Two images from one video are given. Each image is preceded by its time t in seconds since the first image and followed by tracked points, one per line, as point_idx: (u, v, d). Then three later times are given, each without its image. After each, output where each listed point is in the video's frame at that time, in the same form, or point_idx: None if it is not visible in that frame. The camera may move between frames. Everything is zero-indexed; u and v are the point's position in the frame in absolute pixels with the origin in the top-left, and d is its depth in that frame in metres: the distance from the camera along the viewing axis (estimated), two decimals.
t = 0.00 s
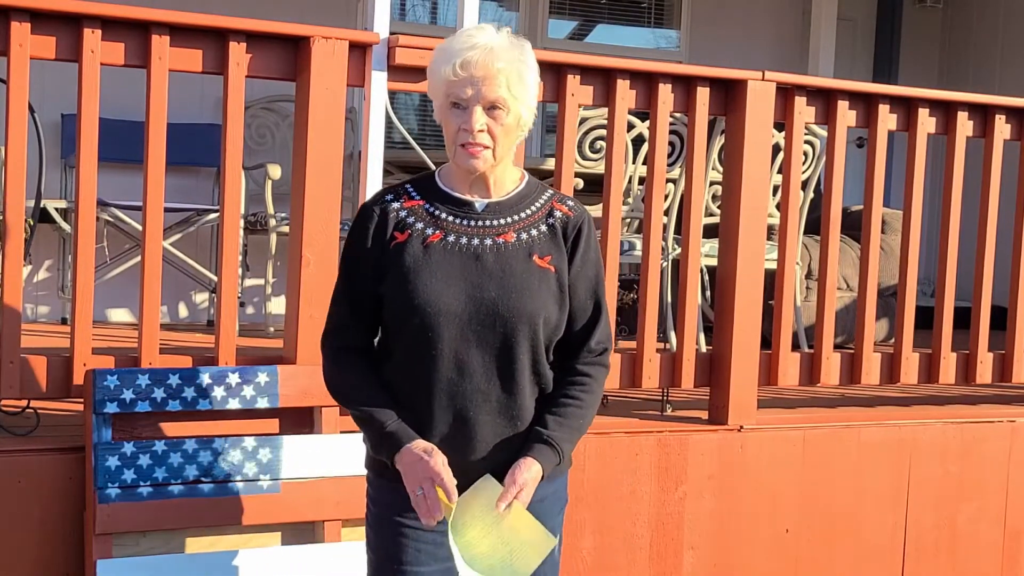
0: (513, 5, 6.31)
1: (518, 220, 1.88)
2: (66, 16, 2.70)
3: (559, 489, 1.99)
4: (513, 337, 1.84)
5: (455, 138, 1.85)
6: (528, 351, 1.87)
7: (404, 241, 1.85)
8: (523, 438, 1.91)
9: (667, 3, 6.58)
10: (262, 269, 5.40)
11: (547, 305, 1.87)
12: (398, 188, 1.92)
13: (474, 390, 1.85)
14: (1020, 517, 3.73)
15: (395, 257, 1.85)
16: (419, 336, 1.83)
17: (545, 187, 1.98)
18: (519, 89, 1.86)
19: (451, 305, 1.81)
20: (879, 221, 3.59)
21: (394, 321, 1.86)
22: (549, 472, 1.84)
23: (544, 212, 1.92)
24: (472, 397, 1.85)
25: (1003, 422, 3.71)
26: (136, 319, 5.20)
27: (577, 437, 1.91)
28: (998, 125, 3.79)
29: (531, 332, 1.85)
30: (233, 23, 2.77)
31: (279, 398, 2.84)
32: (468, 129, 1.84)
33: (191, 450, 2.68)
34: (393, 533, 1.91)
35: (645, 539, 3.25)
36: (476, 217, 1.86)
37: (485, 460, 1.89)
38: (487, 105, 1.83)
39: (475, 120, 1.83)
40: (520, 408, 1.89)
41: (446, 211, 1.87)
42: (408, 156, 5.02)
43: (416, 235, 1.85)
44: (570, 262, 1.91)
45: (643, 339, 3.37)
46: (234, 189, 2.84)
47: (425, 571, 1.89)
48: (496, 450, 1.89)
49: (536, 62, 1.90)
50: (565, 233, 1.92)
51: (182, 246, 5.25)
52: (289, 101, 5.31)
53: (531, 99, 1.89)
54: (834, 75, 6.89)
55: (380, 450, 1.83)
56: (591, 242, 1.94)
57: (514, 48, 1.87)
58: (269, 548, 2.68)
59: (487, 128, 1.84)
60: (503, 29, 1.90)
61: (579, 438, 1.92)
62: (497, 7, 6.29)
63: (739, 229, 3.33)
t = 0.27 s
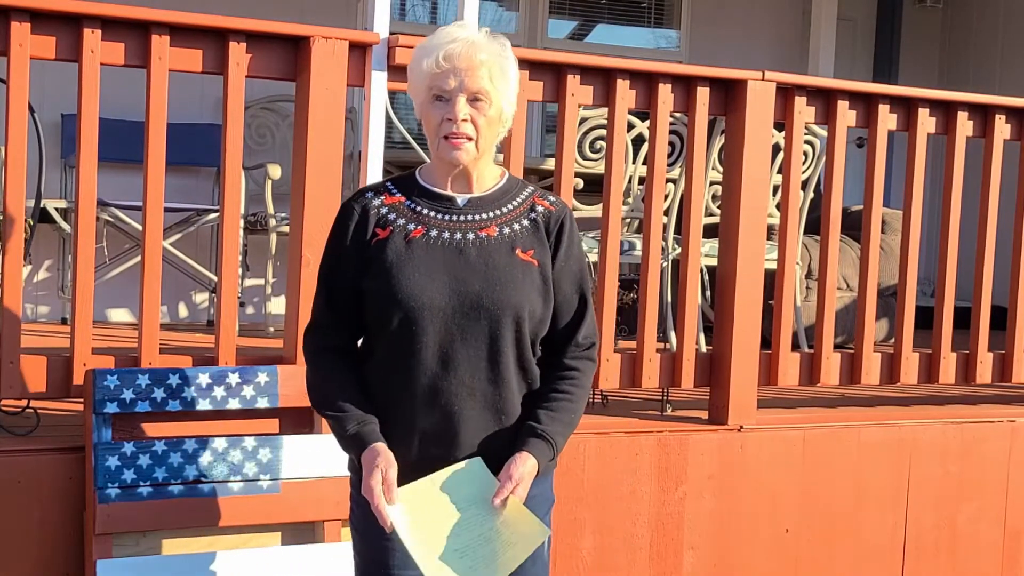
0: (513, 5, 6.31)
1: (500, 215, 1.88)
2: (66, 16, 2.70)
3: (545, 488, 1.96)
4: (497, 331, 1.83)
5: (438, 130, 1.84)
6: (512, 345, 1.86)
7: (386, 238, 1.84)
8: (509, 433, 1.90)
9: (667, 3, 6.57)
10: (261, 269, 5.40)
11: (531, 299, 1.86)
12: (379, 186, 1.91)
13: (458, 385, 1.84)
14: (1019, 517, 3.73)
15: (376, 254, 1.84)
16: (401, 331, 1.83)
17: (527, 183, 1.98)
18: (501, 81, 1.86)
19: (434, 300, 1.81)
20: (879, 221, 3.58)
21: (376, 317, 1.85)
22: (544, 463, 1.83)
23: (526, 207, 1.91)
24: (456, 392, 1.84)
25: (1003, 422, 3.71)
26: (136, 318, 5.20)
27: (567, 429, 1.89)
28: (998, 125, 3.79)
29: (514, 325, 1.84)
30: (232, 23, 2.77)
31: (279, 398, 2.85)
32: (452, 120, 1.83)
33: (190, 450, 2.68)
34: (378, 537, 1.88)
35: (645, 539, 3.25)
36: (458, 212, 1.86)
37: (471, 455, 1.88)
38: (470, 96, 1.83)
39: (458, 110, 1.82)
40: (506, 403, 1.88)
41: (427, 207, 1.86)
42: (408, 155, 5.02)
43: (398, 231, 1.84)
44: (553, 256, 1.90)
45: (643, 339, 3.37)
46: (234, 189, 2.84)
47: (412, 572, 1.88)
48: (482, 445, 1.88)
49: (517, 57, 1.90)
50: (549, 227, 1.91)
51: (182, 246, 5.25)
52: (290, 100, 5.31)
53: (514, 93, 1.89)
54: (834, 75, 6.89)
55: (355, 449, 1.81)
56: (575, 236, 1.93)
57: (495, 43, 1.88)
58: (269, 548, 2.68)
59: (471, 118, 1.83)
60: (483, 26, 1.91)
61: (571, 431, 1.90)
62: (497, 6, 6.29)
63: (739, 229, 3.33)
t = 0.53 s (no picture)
0: (513, 5, 6.31)
1: (484, 214, 1.86)
2: (66, 16, 2.69)
3: (537, 488, 1.94)
4: (482, 330, 1.81)
5: (431, 129, 1.82)
6: (498, 343, 1.84)
7: (369, 239, 1.83)
8: (496, 432, 1.88)
9: (667, 3, 6.57)
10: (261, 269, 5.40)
11: (516, 297, 1.84)
12: (362, 188, 1.90)
13: (445, 384, 1.81)
14: (1020, 517, 3.73)
15: (360, 256, 1.83)
16: (385, 332, 1.81)
17: (511, 181, 1.96)
18: (493, 81, 1.86)
19: (417, 300, 1.79)
20: (879, 221, 3.58)
21: (360, 318, 1.84)
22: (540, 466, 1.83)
23: (510, 205, 1.90)
24: (442, 392, 1.81)
25: (1002, 422, 3.71)
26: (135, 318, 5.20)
27: (557, 427, 1.87)
28: (998, 125, 3.79)
29: (500, 324, 1.82)
30: (232, 23, 2.77)
31: (278, 398, 2.85)
32: (447, 118, 1.81)
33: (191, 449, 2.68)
34: (370, 536, 1.87)
35: (645, 538, 3.25)
36: (441, 212, 1.84)
37: (458, 456, 1.85)
38: (464, 94, 1.82)
39: (454, 109, 1.81)
40: (494, 402, 1.86)
41: (410, 208, 1.85)
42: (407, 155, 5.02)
43: (381, 232, 1.83)
44: (538, 254, 1.88)
45: (643, 339, 3.37)
46: (234, 190, 2.83)
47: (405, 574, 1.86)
48: (470, 445, 1.86)
49: (502, 58, 1.91)
50: (532, 225, 1.89)
51: (182, 246, 5.25)
52: (289, 100, 5.31)
53: (501, 93, 1.89)
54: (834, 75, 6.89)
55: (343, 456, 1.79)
56: (559, 234, 1.92)
57: (484, 44, 1.87)
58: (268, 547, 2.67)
59: (466, 117, 1.82)
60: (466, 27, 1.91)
61: (564, 432, 1.89)
62: (497, 6, 6.29)
63: (739, 229, 3.33)
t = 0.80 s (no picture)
0: (513, 5, 6.31)
1: (475, 213, 1.86)
2: (66, 16, 2.70)
3: (533, 487, 1.93)
4: (476, 329, 1.80)
5: (430, 132, 1.82)
6: (492, 343, 1.83)
7: (361, 241, 1.82)
8: (492, 431, 1.87)
9: (667, 3, 6.57)
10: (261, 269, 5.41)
11: (509, 295, 1.83)
12: (353, 190, 1.90)
13: (440, 384, 1.80)
14: (1020, 517, 3.73)
15: (352, 257, 1.82)
16: (378, 333, 1.80)
17: (502, 180, 1.95)
18: (489, 84, 1.86)
19: (411, 301, 1.78)
20: (878, 221, 3.59)
21: (353, 320, 1.83)
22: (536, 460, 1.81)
23: (501, 204, 1.89)
24: (437, 392, 1.80)
25: (1002, 422, 3.71)
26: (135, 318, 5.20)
27: (552, 424, 1.87)
28: (998, 125, 3.79)
29: (493, 323, 1.81)
30: (233, 23, 2.77)
31: (279, 398, 2.85)
32: (447, 122, 1.81)
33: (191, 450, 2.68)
34: (366, 537, 1.84)
35: (645, 538, 3.25)
36: (432, 211, 1.84)
37: (454, 455, 1.84)
38: (463, 98, 1.82)
39: (454, 113, 1.81)
40: (489, 401, 1.85)
41: (401, 209, 1.84)
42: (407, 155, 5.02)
43: (373, 233, 1.82)
44: (530, 252, 1.88)
45: (643, 339, 3.37)
46: (234, 190, 2.83)
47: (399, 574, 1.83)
48: (466, 445, 1.84)
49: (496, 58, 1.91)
50: (524, 223, 1.89)
51: (182, 246, 5.25)
52: (289, 101, 5.31)
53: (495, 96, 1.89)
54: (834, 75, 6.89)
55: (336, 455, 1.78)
56: (550, 232, 1.91)
57: (480, 45, 1.87)
58: (269, 548, 2.68)
59: (464, 121, 1.82)
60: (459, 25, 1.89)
61: (560, 426, 1.88)
62: (497, 7, 6.29)
63: (739, 229, 3.33)
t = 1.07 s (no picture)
0: (513, 5, 6.31)
1: (479, 214, 1.85)
2: (66, 16, 2.69)
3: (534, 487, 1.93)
4: (481, 331, 1.80)
5: (413, 129, 1.82)
6: (497, 345, 1.83)
7: (364, 243, 1.81)
8: (497, 433, 1.87)
9: (667, 3, 6.57)
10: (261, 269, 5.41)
11: (513, 297, 1.83)
12: (354, 191, 1.88)
13: (445, 386, 1.80)
14: (1019, 517, 3.73)
15: (355, 259, 1.81)
16: (383, 335, 1.79)
17: (503, 182, 1.95)
18: (474, 77, 1.84)
19: (416, 303, 1.77)
20: (879, 221, 3.58)
21: (357, 322, 1.82)
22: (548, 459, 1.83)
23: (504, 205, 1.89)
24: (442, 394, 1.80)
25: (1002, 422, 3.71)
26: (135, 318, 5.20)
27: (561, 425, 1.87)
28: (998, 125, 3.79)
29: (498, 325, 1.82)
30: (232, 23, 2.77)
31: (279, 398, 2.85)
32: (426, 118, 1.81)
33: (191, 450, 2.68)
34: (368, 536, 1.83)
35: (645, 538, 3.25)
36: (436, 213, 1.83)
37: (460, 457, 1.83)
38: (443, 93, 1.82)
39: (433, 108, 1.81)
40: (493, 403, 1.85)
41: (404, 210, 1.84)
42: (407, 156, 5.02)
43: (376, 235, 1.82)
44: (533, 254, 1.88)
45: (643, 339, 3.37)
46: (234, 190, 2.83)
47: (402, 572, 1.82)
48: (471, 447, 1.84)
49: (487, 54, 1.89)
50: (527, 225, 1.89)
51: (182, 246, 5.25)
52: (289, 101, 5.31)
53: (485, 90, 1.88)
54: (834, 75, 6.89)
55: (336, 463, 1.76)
56: (553, 234, 1.92)
57: (467, 40, 1.86)
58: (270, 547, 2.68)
59: (445, 115, 1.82)
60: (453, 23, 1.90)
61: (569, 427, 1.89)
62: (497, 7, 6.29)
63: (739, 229, 3.33)
